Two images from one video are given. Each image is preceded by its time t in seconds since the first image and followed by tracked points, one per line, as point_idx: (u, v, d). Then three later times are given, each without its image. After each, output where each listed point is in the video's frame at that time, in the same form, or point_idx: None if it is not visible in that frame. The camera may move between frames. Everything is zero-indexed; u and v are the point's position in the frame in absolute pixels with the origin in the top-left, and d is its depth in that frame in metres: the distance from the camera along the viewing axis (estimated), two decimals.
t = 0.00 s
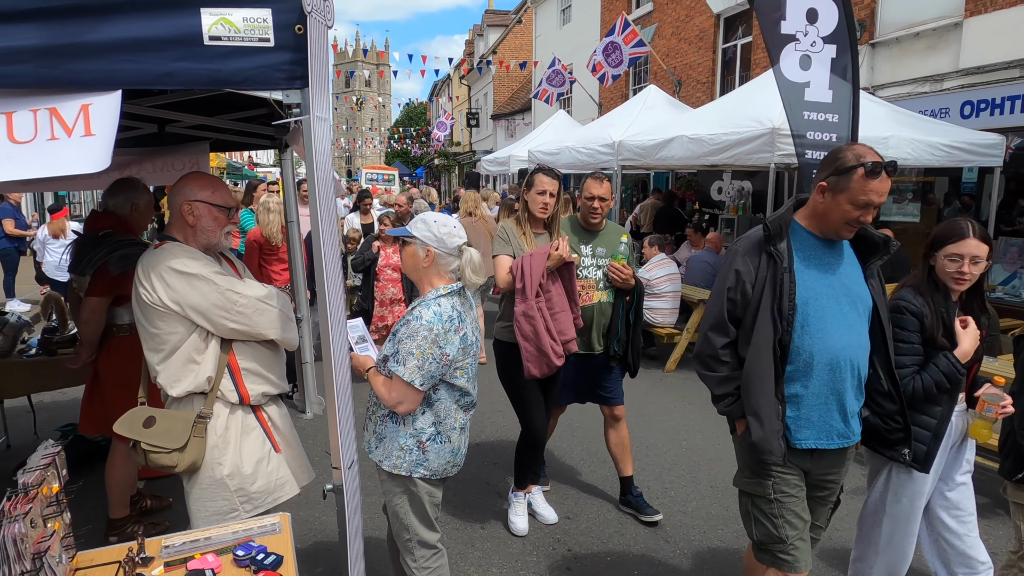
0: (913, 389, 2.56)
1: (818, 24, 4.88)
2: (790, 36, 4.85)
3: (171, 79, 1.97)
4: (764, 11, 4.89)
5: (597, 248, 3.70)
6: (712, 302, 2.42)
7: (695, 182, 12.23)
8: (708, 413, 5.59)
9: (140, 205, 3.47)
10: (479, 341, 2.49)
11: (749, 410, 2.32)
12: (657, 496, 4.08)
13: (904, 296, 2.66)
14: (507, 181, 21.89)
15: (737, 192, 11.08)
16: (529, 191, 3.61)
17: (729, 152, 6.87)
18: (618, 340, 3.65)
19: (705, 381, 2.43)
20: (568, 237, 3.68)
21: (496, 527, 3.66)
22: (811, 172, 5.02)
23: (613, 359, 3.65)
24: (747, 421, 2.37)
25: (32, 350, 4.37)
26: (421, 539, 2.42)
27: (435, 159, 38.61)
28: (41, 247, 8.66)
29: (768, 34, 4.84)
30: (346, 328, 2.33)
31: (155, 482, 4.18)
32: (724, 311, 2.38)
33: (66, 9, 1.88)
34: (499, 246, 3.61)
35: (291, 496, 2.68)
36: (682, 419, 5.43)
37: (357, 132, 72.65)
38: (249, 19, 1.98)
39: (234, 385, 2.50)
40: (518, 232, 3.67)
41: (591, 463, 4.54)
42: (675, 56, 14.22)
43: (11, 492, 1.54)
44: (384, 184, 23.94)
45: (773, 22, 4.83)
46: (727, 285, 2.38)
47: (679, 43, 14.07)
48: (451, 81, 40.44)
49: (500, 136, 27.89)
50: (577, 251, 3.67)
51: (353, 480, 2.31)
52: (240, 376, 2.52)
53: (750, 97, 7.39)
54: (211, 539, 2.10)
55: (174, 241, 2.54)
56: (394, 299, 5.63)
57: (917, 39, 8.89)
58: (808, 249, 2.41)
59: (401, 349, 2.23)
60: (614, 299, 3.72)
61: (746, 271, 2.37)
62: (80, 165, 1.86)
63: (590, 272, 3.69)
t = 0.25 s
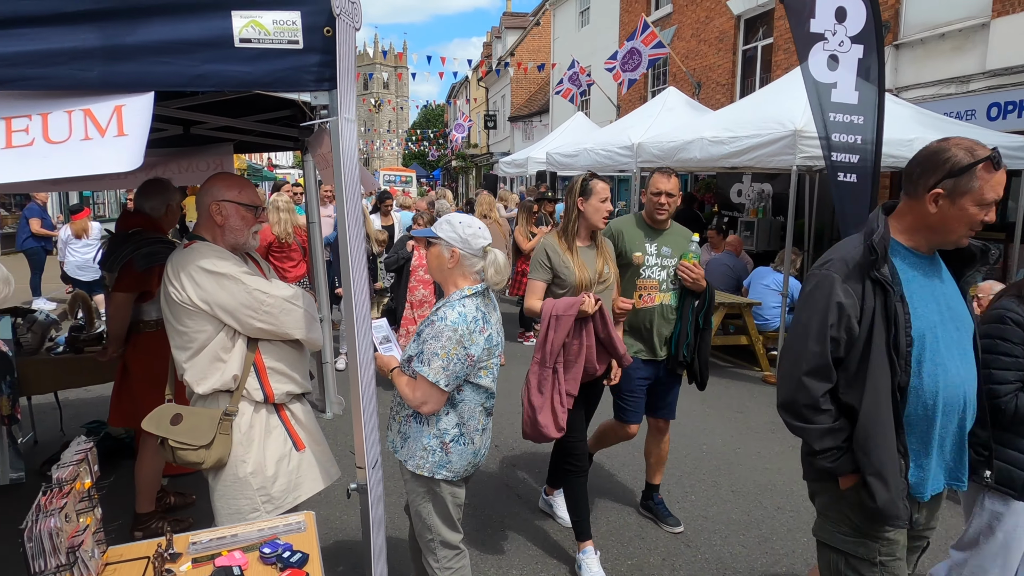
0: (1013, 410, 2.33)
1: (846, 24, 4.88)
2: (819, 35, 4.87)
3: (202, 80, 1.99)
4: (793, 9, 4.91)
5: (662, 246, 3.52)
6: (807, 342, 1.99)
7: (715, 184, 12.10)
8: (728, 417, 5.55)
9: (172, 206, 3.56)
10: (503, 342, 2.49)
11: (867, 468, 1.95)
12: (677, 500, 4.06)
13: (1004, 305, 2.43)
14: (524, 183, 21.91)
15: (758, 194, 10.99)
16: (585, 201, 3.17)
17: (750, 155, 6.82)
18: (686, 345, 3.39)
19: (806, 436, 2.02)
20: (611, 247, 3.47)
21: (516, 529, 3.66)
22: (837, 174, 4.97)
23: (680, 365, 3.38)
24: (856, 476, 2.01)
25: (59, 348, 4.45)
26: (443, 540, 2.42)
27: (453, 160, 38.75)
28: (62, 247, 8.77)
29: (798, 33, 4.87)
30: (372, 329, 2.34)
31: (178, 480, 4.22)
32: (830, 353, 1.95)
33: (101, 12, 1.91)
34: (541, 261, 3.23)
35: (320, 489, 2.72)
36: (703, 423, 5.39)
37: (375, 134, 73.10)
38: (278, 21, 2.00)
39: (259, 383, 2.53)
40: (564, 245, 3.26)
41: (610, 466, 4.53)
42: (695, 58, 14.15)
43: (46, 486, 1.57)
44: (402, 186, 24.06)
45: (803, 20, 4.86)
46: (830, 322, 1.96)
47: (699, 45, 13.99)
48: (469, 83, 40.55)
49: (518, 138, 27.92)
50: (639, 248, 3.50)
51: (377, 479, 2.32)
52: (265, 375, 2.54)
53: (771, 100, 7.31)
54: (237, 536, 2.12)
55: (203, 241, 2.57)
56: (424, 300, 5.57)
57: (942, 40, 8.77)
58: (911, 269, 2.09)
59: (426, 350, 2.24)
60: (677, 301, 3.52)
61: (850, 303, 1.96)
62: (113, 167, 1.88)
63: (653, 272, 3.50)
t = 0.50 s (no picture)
0: None
1: (861, 15, 4.80)
2: (835, 27, 4.81)
3: (221, 74, 1.99)
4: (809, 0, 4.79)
5: (708, 245, 3.42)
6: (923, 350, 1.76)
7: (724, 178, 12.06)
8: (740, 411, 5.53)
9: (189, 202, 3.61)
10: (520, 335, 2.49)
11: (990, 495, 1.76)
12: (690, 494, 4.06)
13: None
14: (532, 178, 21.90)
15: (768, 188, 10.94)
16: (627, 190, 3.01)
17: (763, 149, 6.78)
18: (738, 350, 3.37)
19: (912, 463, 1.81)
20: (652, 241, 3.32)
21: (530, 523, 3.67)
22: (849, 168, 4.91)
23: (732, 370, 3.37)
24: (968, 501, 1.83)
25: (75, 344, 4.49)
26: (460, 533, 2.42)
27: (461, 156, 38.76)
28: (72, 243, 8.81)
29: (815, 24, 4.78)
30: (389, 323, 2.34)
31: (193, 474, 4.24)
32: (955, 366, 1.74)
33: (120, 7, 1.92)
34: (576, 253, 3.08)
35: (323, 488, 2.72)
36: (714, 418, 5.38)
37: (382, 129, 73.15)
38: (297, 15, 2.00)
39: (275, 376, 2.53)
40: (602, 238, 3.10)
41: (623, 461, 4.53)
42: (704, 51, 14.08)
43: (72, 478, 1.58)
44: (410, 181, 24.10)
45: (819, 11, 4.76)
46: (954, 328, 1.73)
47: (708, 38, 13.91)
48: (476, 78, 40.50)
49: (525, 133, 27.88)
50: (686, 247, 3.38)
51: (395, 473, 2.31)
52: (281, 368, 2.54)
53: (780, 93, 7.27)
54: (257, 528, 2.13)
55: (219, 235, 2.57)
56: (441, 296, 5.58)
57: (956, 31, 8.68)
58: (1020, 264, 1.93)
59: (444, 343, 2.24)
60: (722, 302, 3.43)
61: (971, 305, 1.75)
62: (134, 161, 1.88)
63: (699, 272, 3.38)
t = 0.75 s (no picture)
0: None
1: (867, 11, 4.82)
2: (840, 23, 4.86)
3: (238, 75, 2.01)
4: None
5: (756, 255, 3.13)
6: None
7: (729, 175, 12.06)
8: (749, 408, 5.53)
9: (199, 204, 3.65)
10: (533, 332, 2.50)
11: None
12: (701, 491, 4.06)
13: None
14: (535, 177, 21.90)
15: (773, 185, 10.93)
16: (679, 188, 2.83)
17: (768, 145, 6.78)
18: (794, 356, 3.46)
19: None
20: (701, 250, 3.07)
21: (542, 521, 3.68)
22: (858, 164, 4.91)
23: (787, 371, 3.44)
24: None
25: (86, 345, 4.50)
26: (476, 530, 2.43)
27: (463, 155, 38.78)
28: (81, 245, 8.87)
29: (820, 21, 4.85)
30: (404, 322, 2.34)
31: (204, 475, 4.25)
32: None
33: (138, 10, 1.93)
34: (621, 257, 2.90)
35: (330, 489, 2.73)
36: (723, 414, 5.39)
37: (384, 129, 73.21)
38: (312, 15, 2.01)
39: (288, 375, 2.54)
40: (648, 240, 2.90)
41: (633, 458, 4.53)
42: (707, 49, 14.06)
43: (96, 479, 1.59)
44: (413, 181, 24.12)
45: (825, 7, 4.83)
46: None
47: (711, 35, 13.89)
48: (478, 77, 40.50)
49: (528, 132, 27.89)
50: (733, 261, 3.10)
51: (411, 471, 2.32)
52: (294, 367, 2.55)
53: (786, 90, 7.27)
54: (276, 527, 2.14)
55: (230, 235, 2.58)
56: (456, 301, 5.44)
57: (961, 26, 8.66)
58: None
59: (459, 341, 2.25)
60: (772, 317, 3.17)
61: None
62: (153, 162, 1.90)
63: (747, 286, 3.10)
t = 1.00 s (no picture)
0: None
1: (871, 13, 4.80)
2: (844, 25, 4.79)
3: (253, 82, 2.03)
4: None
5: (803, 252, 3.06)
6: None
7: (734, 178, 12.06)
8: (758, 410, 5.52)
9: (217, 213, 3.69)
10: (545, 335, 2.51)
11: None
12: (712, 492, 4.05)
13: None
14: (541, 181, 21.94)
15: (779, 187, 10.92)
16: (746, 195, 2.71)
17: (774, 147, 6.78)
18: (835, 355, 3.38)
19: None
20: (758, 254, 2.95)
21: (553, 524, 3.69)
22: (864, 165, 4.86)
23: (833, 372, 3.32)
24: None
25: (98, 350, 4.54)
26: (489, 532, 2.44)
27: (468, 159, 38.87)
28: (92, 251, 8.93)
29: (824, 24, 4.76)
30: (417, 325, 2.36)
31: (216, 478, 4.27)
32: None
33: (155, 18, 1.95)
34: (687, 273, 2.73)
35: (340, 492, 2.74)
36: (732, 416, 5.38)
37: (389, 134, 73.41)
38: (326, 22, 2.04)
39: (298, 377, 2.56)
40: (713, 251, 2.74)
41: (643, 460, 4.53)
42: (712, 51, 14.07)
43: (117, 481, 1.61)
44: (418, 185, 24.19)
45: (828, 10, 4.75)
46: None
47: (716, 38, 13.90)
48: (483, 81, 40.59)
49: (533, 136, 27.93)
50: (780, 258, 3.01)
51: (424, 474, 2.33)
52: (304, 370, 2.57)
53: (793, 92, 7.27)
54: (292, 529, 2.16)
55: (241, 239, 2.61)
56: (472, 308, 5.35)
57: (967, 27, 8.65)
58: None
59: (471, 344, 2.26)
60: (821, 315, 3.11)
61: None
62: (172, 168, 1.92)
63: (797, 285, 3.03)
